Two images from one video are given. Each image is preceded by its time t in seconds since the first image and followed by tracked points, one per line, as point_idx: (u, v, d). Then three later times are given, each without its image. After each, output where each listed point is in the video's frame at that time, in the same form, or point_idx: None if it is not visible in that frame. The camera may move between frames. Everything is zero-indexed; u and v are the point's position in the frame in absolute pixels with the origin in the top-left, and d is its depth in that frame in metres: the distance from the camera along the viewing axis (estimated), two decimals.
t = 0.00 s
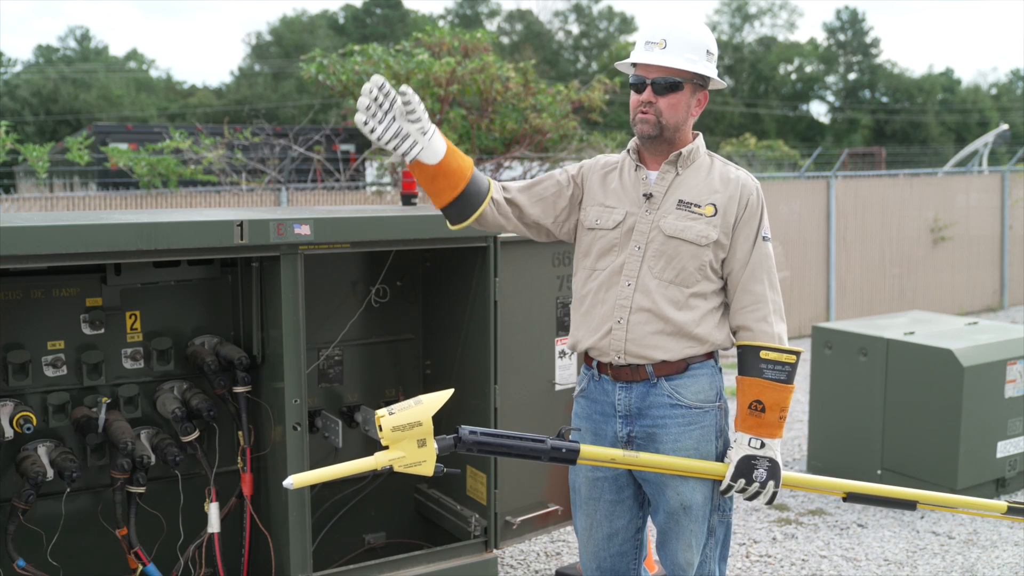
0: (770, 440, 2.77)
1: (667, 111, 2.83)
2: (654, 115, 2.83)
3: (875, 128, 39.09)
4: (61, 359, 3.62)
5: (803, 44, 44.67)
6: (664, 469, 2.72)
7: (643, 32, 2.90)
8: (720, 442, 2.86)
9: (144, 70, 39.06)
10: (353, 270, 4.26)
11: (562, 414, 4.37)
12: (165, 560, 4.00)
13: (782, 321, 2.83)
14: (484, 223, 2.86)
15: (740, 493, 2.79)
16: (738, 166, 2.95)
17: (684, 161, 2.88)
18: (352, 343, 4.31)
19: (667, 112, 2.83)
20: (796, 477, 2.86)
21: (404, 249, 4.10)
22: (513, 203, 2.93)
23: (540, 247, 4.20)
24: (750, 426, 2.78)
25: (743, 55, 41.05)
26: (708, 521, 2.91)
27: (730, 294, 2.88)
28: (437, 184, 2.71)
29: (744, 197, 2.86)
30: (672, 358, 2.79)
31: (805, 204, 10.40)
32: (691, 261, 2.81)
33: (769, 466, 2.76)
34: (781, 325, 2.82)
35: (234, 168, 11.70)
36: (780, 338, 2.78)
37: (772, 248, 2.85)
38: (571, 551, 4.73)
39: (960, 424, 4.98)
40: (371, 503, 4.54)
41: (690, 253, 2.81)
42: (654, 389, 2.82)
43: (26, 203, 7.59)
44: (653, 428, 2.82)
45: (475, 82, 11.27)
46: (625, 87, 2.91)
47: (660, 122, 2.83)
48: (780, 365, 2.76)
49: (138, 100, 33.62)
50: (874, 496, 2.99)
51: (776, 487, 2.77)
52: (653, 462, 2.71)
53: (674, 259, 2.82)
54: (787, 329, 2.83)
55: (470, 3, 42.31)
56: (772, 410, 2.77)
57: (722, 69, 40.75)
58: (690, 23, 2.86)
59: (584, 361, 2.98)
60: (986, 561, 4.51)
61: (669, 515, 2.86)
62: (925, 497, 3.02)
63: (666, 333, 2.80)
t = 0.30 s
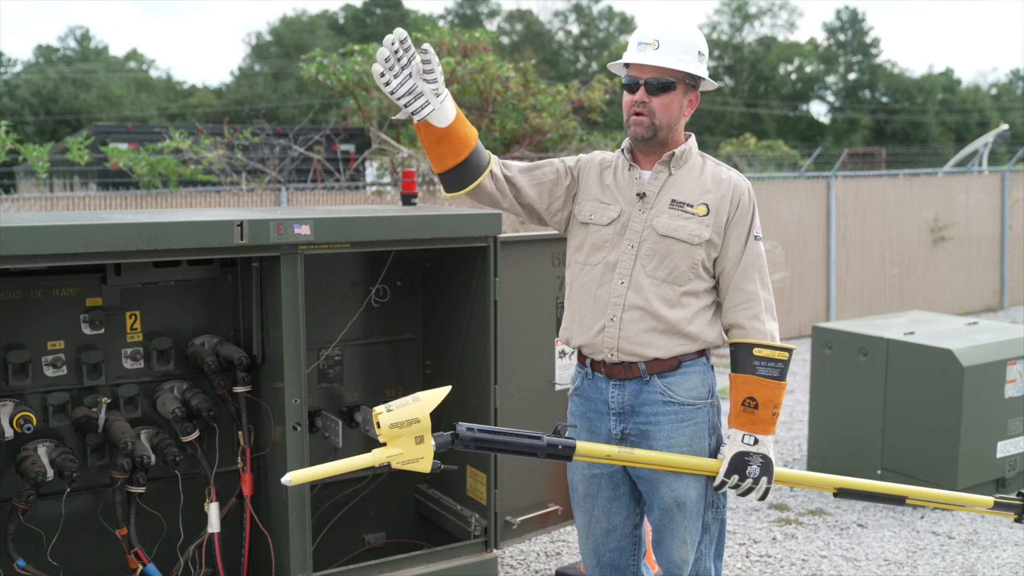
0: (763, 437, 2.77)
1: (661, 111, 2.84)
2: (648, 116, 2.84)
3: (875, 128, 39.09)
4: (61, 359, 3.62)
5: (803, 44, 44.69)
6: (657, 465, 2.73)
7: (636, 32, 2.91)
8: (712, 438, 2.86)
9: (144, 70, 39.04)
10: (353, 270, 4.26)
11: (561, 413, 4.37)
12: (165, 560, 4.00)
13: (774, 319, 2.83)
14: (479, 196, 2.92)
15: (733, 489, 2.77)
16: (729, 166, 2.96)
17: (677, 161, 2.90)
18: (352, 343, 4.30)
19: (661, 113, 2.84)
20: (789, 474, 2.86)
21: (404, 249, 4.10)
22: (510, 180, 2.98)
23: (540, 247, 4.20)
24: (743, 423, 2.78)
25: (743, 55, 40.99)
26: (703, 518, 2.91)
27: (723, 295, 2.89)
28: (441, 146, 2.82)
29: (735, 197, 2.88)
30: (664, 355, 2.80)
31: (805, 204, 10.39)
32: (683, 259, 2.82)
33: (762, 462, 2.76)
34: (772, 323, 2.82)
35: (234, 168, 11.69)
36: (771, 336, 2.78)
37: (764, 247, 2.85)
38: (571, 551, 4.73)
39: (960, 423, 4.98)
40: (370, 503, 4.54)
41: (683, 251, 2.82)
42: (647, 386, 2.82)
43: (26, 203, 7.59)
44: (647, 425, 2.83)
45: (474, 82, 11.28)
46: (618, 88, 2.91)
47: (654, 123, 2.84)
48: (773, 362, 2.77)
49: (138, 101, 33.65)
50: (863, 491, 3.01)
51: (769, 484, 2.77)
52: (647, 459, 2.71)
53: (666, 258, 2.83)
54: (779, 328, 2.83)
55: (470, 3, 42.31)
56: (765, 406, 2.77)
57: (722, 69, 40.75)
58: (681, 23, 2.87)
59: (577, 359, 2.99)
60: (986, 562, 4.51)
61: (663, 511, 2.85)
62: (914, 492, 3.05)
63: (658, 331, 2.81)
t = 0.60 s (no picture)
0: (758, 433, 2.76)
1: (670, 114, 2.86)
2: (658, 118, 2.85)
3: (875, 128, 39.09)
4: (61, 359, 3.62)
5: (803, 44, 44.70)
6: (652, 463, 2.73)
7: (645, 33, 2.88)
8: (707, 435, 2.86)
9: (144, 70, 39.02)
10: (353, 270, 4.26)
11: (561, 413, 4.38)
12: (165, 560, 4.00)
13: (768, 316, 2.83)
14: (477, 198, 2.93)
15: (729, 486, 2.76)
16: (723, 166, 2.96)
17: (672, 161, 2.90)
18: (352, 343, 4.31)
19: (670, 116, 2.86)
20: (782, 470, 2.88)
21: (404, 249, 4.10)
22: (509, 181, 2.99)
23: (540, 246, 4.20)
24: (738, 419, 2.77)
25: (743, 54, 40.95)
26: (700, 515, 2.91)
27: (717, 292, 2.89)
28: (444, 146, 2.83)
29: (729, 196, 2.88)
30: (659, 354, 2.80)
31: (805, 204, 10.39)
32: (679, 258, 2.82)
33: (758, 458, 2.75)
34: (766, 320, 2.82)
35: (234, 168, 11.69)
36: (764, 333, 2.79)
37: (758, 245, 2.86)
38: (571, 551, 4.73)
39: (960, 423, 4.98)
40: (371, 503, 4.54)
41: (679, 250, 2.82)
42: (642, 385, 2.83)
43: (26, 203, 7.59)
44: (642, 423, 2.84)
45: (474, 82, 11.29)
46: (623, 86, 2.88)
47: (664, 125, 2.85)
48: (766, 359, 2.77)
49: (138, 101, 33.68)
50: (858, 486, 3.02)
51: (764, 479, 2.75)
52: (642, 456, 2.71)
53: (662, 256, 2.83)
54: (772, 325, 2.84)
55: (470, 3, 42.30)
56: (760, 403, 2.76)
57: (723, 69, 40.75)
58: (687, 30, 2.90)
59: (573, 358, 3.00)
60: (986, 562, 4.51)
61: (660, 509, 2.85)
62: (905, 486, 3.07)
63: (654, 329, 2.81)
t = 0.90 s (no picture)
0: (754, 429, 2.77)
1: (666, 113, 2.86)
2: (654, 117, 2.85)
3: (875, 128, 39.09)
4: (61, 359, 3.62)
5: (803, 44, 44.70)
6: (651, 460, 2.73)
7: (642, 31, 2.88)
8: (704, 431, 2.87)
9: (144, 70, 39.02)
10: (353, 270, 4.26)
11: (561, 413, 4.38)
12: (165, 560, 4.00)
13: (762, 314, 2.83)
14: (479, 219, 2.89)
15: (725, 482, 2.78)
16: (716, 165, 2.97)
17: (666, 161, 2.90)
18: (352, 343, 4.31)
19: (666, 115, 2.86)
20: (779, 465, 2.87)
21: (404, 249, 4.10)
22: (506, 202, 2.96)
23: (540, 247, 4.20)
24: (734, 416, 2.78)
25: (743, 54, 40.91)
26: (697, 512, 2.92)
27: (711, 291, 2.89)
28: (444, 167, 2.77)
29: (724, 195, 2.89)
30: (656, 353, 2.80)
31: (805, 204, 10.39)
32: (675, 257, 2.83)
33: (754, 454, 2.76)
34: (761, 319, 2.82)
35: (234, 168, 11.69)
36: (760, 330, 2.79)
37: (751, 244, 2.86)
38: (571, 551, 4.73)
39: (960, 423, 4.98)
40: (371, 503, 4.54)
41: (674, 250, 2.83)
42: (640, 383, 2.83)
43: (26, 203, 7.59)
44: (640, 421, 2.83)
45: (474, 82, 11.29)
46: (619, 85, 2.88)
47: (660, 124, 2.86)
48: (762, 356, 2.77)
49: (138, 101, 33.71)
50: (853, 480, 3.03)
51: (761, 475, 2.76)
52: (641, 453, 2.70)
53: (658, 256, 2.83)
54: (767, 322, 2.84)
55: (470, 3, 42.30)
56: (755, 399, 2.77)
57: (723, 69, 40.73)
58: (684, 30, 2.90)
59: (570, 357, 3.00)
60: (986, 562, 4.51)
61: (658, 506, 2.85)
62: (900, 479, 3.07)
63: (650, 328, 2.81)
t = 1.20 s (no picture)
0: (748, 425, 2.76)
1: (657, 113, 2.87)
2: (645, 117, 2.85)
3: (875, 128, 39.08)
4: (61, 359, 3.62)
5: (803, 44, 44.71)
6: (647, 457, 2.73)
7: (632, 33, 2.88)
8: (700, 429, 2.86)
9: (144, 70, 39.02)
10: (353, 270, 4.26)
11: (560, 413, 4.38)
12: (165, 560, 4.00)
13: (756, 311, 2.83)
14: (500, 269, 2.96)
15: (721, 478, 2.78)
16: (707, 164, 2.96)
17: (656, 161, 2.90)
18: (351, 343, 4.31)
19: (657, 116, 2.87)
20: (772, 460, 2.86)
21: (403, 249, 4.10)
22: (512, 245, 3.00)
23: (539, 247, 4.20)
24: (729, 412, 2.76)
25: (743, 54, 40.69)
26: (694, 509, 2.92)
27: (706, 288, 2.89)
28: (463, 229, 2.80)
29: (714, 193, 2.88)
30: (651, 352, 2.80)
31: (805, 204, 10.39)
32: (668, 256, 2.83)
33: (749, 450, 2.76)
34: (754, 315, 2.82)
35: (234, 168, 11.69)
36: (754, 326, 2.78)
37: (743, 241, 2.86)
38: (571, 551, 4.73)
39: (960, 423, 4.97)
40: (370, 503, 4.54)
41: (667, 249, 2.83)
42: (636, 381, 2.83)
43: (26, 203, 7.59)
44: (636, 419, 2.84)
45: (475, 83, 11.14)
46: (608, 86, 2.88)
47: (650, 124, 2.86)
48: (756, 352, 2.75)
49: (138, 101, 33.74)
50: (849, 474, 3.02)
51: (756, 471, 2.76)
52: (636, 451, 2.71)
53: (651, 255, 2.84)
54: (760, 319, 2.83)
55: (470, 3, 42.31)
56: (750, 395, 2.75)
57: (722, 69, 40.72)
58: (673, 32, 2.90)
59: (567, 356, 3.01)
60: (986, 562, 4.51)
61: (655, 504, 2.85)
62: (896, 473, 3.07)
63: (645, 328, 2.81)
